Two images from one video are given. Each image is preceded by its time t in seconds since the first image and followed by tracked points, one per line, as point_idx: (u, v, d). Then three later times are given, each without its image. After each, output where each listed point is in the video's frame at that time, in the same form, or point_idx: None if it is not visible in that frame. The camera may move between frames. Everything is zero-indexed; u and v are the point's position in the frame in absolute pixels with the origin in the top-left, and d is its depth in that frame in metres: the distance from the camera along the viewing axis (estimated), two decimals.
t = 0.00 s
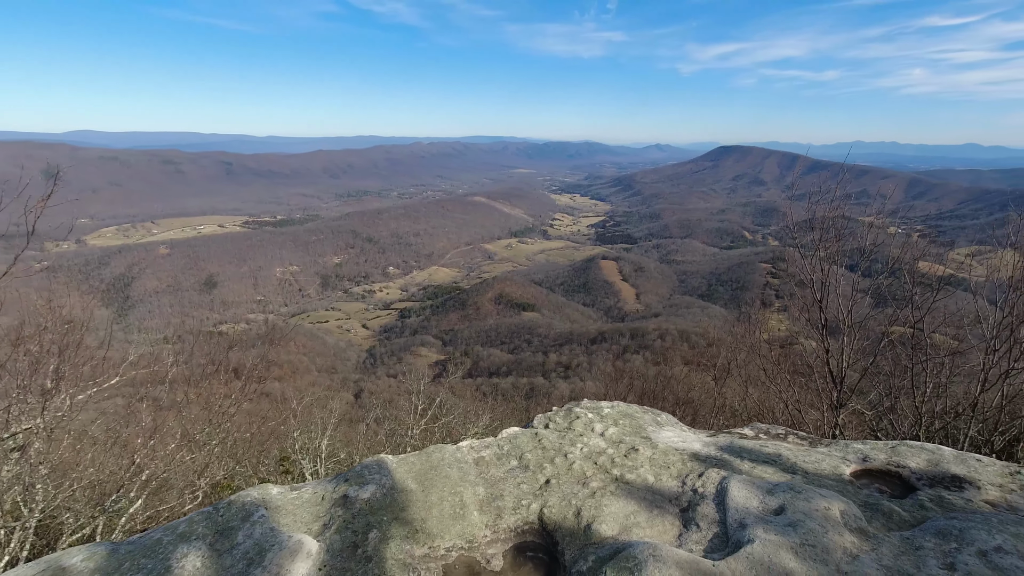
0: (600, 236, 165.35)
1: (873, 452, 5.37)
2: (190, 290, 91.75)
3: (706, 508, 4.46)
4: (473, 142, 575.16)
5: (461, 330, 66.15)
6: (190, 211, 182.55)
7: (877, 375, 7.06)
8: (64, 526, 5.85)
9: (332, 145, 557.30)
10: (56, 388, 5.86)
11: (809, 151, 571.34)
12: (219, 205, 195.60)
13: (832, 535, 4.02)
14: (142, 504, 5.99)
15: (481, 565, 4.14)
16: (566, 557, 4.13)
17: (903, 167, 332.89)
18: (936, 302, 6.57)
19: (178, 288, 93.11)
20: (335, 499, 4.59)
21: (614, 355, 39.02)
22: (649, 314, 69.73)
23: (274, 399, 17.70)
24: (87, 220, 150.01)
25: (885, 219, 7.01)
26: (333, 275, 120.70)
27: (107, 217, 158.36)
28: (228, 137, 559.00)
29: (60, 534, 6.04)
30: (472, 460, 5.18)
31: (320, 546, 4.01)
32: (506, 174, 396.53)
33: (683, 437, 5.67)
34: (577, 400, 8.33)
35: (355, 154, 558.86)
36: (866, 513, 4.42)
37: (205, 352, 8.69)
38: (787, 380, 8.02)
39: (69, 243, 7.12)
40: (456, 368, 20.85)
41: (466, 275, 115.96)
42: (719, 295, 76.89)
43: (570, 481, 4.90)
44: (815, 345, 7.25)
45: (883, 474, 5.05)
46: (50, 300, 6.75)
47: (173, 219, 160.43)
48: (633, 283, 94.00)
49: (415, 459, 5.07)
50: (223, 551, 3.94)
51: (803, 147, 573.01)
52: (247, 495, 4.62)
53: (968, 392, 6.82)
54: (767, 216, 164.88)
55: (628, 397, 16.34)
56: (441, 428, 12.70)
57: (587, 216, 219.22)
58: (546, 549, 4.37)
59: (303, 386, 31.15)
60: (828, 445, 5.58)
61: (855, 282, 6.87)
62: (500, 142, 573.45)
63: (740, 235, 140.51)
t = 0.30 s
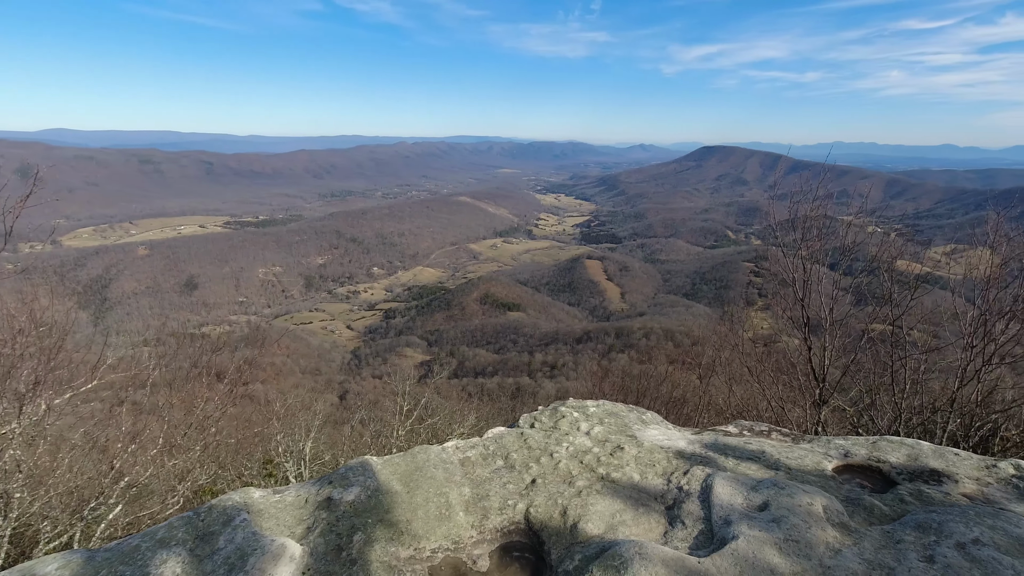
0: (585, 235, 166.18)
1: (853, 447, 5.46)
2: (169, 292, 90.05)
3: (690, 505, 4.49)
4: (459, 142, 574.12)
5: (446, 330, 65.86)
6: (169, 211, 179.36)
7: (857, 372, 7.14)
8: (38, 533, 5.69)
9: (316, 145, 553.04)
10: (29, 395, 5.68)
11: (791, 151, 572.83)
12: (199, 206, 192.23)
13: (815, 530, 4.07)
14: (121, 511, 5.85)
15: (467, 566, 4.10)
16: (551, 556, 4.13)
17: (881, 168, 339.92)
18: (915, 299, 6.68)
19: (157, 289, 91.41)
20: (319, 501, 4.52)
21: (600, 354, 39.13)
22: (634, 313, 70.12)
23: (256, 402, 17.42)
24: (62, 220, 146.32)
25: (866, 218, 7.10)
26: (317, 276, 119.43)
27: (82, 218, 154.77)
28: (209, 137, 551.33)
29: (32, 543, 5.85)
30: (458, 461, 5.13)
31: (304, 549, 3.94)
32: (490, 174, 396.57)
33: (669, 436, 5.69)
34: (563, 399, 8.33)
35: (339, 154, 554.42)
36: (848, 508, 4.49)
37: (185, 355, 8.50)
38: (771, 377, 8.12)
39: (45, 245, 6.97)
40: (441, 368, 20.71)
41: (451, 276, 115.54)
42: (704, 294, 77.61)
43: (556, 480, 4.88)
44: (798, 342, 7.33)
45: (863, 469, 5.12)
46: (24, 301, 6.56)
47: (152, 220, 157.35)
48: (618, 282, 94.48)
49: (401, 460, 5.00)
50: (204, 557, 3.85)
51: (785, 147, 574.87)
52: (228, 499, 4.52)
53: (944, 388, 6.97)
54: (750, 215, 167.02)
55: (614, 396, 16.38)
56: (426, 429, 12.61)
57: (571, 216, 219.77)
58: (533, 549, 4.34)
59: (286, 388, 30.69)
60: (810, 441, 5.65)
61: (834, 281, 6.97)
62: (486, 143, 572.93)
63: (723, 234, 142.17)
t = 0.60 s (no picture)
0: (571, 234, 166.64)
1: (837, 442, 5.52)
2: (150, 293, 88.47)
3: (677, 503, 4.51)
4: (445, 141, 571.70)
5: (432, 330, 65.62)
6: (149, 211, 176.17)
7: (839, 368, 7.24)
8: (15, 541, 5.56)
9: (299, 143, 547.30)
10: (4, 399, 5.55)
11: (775, 150, 575.57)
12: (180, 206, 189.04)
13: (799, 525, 4.13)
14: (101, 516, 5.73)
15: (453, 566, 4.09)
16: (538, 557, 4.12)
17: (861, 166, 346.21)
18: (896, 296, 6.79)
19: (137, 291, 89.75)
20: (303, 505, 4.45)
21: (586, 353, 39.23)
22: (620, 311, 70.52)
23: (240, 404, 17.19)
24: (37, 220, 142.87)
25: (847, 216, 7.20)
26: (302, 276, 118.11)
27: (58, 218, 151.29)
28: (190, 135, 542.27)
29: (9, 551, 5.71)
30: (444, 462, 5.11)
31: (287, 554, 3.89)
32: (476, 173, 395.42)
33: (654, 434, 5.72)
34: (551, 398, 8.33)
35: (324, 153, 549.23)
36: (832, 502, 4.54)
37: (166, 357, 8.37)
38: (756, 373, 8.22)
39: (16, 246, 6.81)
40: (428, 368, 20.61)
41: (436, 275, 115.17)
42: (689, 292, 78.22)
43: (543, 480, 4.87)
44: (782, 339, 7.40)
45: (847, 465, 5.19)
46: None
47: (131, 220, 154.34)
48: (603, 280, 94.90)
49: (386, 462, 4.96)
50: (185, 563, 3.77)
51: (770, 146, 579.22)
52: (210, 504, 4.43)
53: (924, 382, 7.10)
54: (734, 213, 168.81)
55: (602, 393, 16.45)
56: (413, 430, 12.54)
57: (556, 214, 220.21)
58: (519, 549, 4.35)
59: (269, 389, 30.30)
60: (795, 437, 5.70)
61: (816, 278, 7.06)
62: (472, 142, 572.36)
63: (707, 232, 143.57)
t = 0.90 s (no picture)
0: (554, 231, 167.14)
1: (815, 436, 5.60)
2: (126, 295, 86.43)
3: (658, 498, 4.54)
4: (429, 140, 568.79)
5: (415, 329, 65.25)
6: (124, 211, 172.20)
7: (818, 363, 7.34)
8: None
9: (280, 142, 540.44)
10: None
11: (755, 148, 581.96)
12: (156, 205, 185.07)
13: (778, 518, 4.19)
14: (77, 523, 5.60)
15: (436, 567, 4.06)
16: (520, 555, 4.13)
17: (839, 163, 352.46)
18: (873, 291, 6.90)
19: (112, 293, 87.62)
20: (282, 508, 4.37)
21: (569, 350, 39.30)
22: (603, 309, 70.90)
23: (219, 407, 16.90)
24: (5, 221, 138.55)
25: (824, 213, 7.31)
26: (283, 276, 116.59)
27: (28, 219, 146.91)
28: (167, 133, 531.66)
29: None
30: (426, 462, 5.08)
31: (266, 558, 3.83)
32: (458, 172, 394.28)
33: (636, 430, 5.75)
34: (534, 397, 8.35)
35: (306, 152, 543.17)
36: (810, 495, 4.61)
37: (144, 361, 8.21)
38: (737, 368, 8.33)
39: None
40: (411, 368, 20.51)
41: (419, 274, 114.69)
42: (671, 289, 78.89)
43: (525, 478, 4.87)
44: (763, 335, 7.49)
45: (824, 458, 5.27)
46: None
47: (105, 220, 150.62)
48: (586, 278, 95.37)
49: (367, 463, 4.90)
50: (161, 570, 3.68)
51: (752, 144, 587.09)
52: (187, 509, 4.31)
53: (899, 375, 7.26)
54: (715, 210, 170.85)
55: (586, 391, 16.53)
56: (396, 430, 12.50)
57: (539, 212, 220.51)
58: (502, 549, 4.34)
59: (251, 392, 29.88)
60: (774, 432, 5.78)
61: (795, 273, 7.15)
62: (453, 140, 572.70)
63: (689, 229, 145.02)
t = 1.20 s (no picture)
0: (536, 230, 167.42)
1: (791, 429, 5.69)
2: (98, 298, 84.08)
3: (638, 492, 4.58)
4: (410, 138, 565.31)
5: (397, 329, 64.75)
6: (94, 211, 167.52)
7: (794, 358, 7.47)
8: None
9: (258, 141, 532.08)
10: None
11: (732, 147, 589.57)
12: (127, 206, 180.46)
13: (754, 510, 4.26)
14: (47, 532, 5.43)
15: (417, 567, 4.05)
16: (502, 552, 4.12)
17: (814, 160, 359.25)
18: (848, 287, 7.03)
19: (83, 295, 85.17)
20: (261, 511, 4.28)
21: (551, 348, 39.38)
22: (585, 306, 71.20)
23: (195, 410, 16.56)
24: None
25: (803, 210, 7.41)
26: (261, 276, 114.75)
27: None
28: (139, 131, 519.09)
29: None
30: (407, 461, 5.04)
31: (244, 562, 3.76)
32: (440, 171, 392.32)
33: (616, 426, 5.80)
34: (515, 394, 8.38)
35: (284, 150, 535.54)
36: (785, 487, 4.70)
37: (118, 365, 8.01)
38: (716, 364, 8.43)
39: None
40: (392, 368, 20.36)
41: (399, 274, 113.95)
42: (652, 285, 79.61)
43: (506, 475, 4.87)
44: (742, 331, 7.60)
45: (800, 450, 5.36)
46: None
47: (75, 220, 146.33)
48: (568, 276, 95.72)
49: (347, 464, 4.84)
50: None
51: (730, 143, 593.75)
52: (162, 513, 4.19)
53: (873, 369, 7.42)
54: (694, 208, 172.84)
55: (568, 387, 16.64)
56: (378, 431, 12.42)
57: (520, 211, 220.60)
58: (483, 546, 4.33)
59: (230, 395, 29.34)
60: (751, 425, 5.87)
61: (774, 270, 7.26)
62: (432, 138, 572.79)
63: (669, 226, 146.49)
